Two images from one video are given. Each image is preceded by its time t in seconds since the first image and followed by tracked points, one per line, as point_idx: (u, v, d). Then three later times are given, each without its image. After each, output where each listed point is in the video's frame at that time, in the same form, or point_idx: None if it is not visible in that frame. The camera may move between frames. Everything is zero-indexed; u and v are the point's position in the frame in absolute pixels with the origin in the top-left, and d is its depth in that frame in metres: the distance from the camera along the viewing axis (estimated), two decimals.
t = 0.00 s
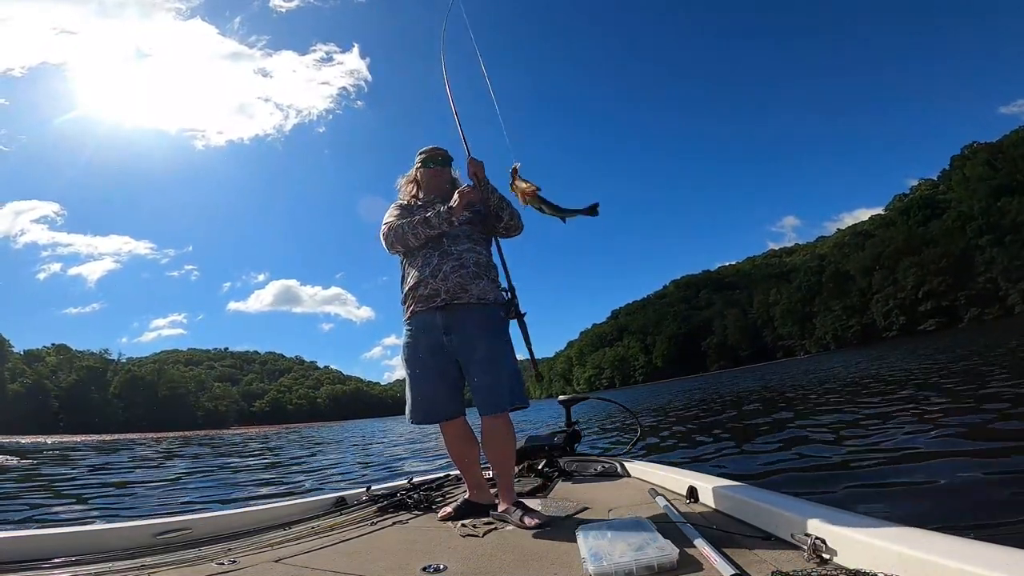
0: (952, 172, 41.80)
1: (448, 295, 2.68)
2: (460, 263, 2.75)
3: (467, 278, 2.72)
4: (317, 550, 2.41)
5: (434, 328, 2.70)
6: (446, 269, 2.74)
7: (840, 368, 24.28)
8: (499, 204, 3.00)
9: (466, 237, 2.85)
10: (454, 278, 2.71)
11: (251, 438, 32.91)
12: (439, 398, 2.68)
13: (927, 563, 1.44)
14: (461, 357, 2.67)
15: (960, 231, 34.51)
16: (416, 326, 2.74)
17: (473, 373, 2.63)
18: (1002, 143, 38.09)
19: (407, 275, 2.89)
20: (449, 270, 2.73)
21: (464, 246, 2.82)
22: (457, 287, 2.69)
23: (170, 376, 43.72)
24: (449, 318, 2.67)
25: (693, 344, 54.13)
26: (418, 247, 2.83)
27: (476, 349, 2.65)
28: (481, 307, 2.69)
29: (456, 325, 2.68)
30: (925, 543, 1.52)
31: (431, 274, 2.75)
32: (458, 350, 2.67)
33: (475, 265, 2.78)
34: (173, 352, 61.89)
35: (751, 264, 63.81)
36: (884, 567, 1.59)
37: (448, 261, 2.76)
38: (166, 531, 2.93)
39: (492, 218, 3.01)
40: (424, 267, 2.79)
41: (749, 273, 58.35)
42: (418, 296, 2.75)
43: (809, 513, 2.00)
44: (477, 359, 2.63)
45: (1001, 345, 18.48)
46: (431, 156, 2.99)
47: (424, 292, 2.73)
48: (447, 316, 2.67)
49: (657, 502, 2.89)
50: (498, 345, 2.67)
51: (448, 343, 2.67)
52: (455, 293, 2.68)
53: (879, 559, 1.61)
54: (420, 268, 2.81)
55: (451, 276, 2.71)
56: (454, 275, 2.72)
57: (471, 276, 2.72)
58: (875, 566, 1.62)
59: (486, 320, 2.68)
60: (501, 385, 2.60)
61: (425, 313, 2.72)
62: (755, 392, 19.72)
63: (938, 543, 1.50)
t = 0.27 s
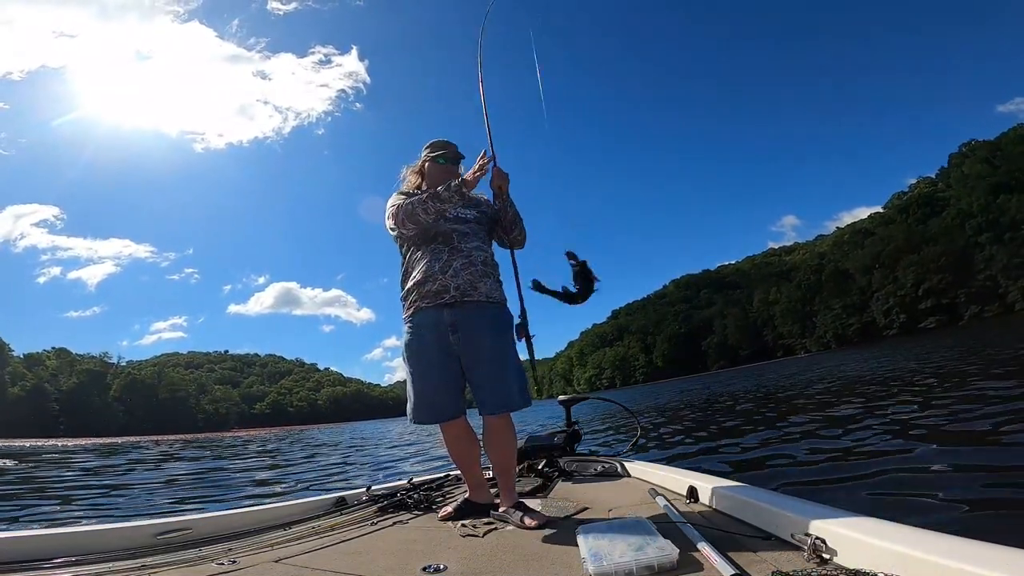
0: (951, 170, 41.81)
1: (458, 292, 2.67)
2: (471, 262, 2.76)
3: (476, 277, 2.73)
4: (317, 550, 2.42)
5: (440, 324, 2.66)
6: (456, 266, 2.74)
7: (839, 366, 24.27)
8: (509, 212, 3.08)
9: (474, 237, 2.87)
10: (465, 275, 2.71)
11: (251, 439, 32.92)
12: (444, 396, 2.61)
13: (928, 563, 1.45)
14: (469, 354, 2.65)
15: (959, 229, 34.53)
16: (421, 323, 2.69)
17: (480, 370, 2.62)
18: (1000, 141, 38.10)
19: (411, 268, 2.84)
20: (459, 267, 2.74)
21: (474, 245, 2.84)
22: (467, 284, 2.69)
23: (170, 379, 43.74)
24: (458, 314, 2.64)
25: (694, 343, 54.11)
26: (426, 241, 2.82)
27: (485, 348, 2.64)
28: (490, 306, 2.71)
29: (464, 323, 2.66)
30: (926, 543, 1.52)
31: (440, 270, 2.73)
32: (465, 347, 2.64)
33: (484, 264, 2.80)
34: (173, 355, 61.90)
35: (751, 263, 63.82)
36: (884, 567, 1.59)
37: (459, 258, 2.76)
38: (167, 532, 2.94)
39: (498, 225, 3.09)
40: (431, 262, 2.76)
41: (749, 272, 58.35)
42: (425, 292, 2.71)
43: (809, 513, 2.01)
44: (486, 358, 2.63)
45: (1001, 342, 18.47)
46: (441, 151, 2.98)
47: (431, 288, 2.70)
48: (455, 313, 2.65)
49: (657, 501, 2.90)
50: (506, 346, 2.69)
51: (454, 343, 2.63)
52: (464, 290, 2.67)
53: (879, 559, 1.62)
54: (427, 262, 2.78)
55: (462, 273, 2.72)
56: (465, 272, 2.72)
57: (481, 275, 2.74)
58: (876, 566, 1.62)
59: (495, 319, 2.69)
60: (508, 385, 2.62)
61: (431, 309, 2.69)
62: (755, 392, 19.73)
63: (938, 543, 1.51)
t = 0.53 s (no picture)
0: (948, 167, 41.88)
1: (463, 295, 2.67)
2: (475, 266, 2.77)
3: (479, 281, 2.74)
4: (317, 549, 2.42)
5: (443, 326, 2.64)
6: (460, 270, 2.73)
7: (839, 364, 24.30)
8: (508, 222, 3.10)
9: (476, 242, 2.88)
10: (469, 279, 2.71)
11: (251, 442, 32.91)
12: (443, 397, 2.60)
13: (928, 564, 1.45)
14: (470, 358, 2.66)
15: (956, 226, 34.61)
16: (423, 323, 2.65)
17: (481, 373, 2.64)
18: (996, 138, 38.21)
19: (414, 266, 2.78)
20: (464, 271, 2.73)
21: (477, 249, 2.85)
22: (471, 288, 2.70)
23: (170, 383, 43.75)
24: (461, 317, 2.65)
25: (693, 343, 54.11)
26: (431, 240, 2.77)
27: (487, 351, 2.67)
28: (491, 311, 2.74)
29: (466, 325, 2.67)
30: (925, 543, 1.53)
31: (444, 271, 2.71)
32: (467, 350, 2.65)
33: (486, 269, 2.82)
34: (172, 359, 61.84)
35: (750, 262, 63.88)
36: (884, 567, 1.60)
37: (464, 261, 2.75)
38: (166, 531, 2.94)
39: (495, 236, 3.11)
40: (435, 263, 2.73)
41: (748, 271, 58.43)
42: (427, 293, 2.68)
43: (809, 514, 2.02)
44: (487, 360, 2.65)
45: (1000, 339, 18.51)
46: (446, 150, 2.97)
47: (435, 290, 2.67)
48: (459, 317, 2.65)
49: (657, 501, 2.91)
50: (506, 350, 2.72)
51: (456, 346, 2.63)
52: (469, 294, 2.68)
53: (880, 559, 1.62)
54: (432, 262, 2.74)
55: (466, 277, 2.71)
56: (469, 276, 2.72)
57: (485, 280, 2.75)
58: (876, 566, 1.63)
59: (496, 324, 2.72)
60: (506, 389, 2.66)
61: (433, 310, 2.66)
62: (754, 391, 19.74)
63: (939, 543, 1.52)
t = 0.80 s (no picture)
0: (949, 166, 41.84)
1: (475, 291, 2.67)
2: (484, 264, 2.76)
3: (488, 279, 2.74)
4: (317, 550, 2.42)
5: (453, 321, 2.61)
6: (471, 266, 2.71)
7: (840, 364, 24.27)
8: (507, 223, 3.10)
9: (484, 239, 2.88)
10: (480, 277, 2.71)
11: (252, 442, 32.94)
12: (448, 394, 2.57)
13: (926, 563, 1.46)
14: (477, 354, 2.65)
15: (957, 226, 34.56)
16: (432, 318, 2.60)
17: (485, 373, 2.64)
18: (997, 138, 38.15)
19: (423, 258, 2.72)
20: (475, 267, 2.72)
21: (485, 247, 2.84)
22: (482, 284, 2.70)
23: (171, 383, 43.79)
24: (471, 314, 2.64)
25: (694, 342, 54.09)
26: (442, 234, 2.74)
27: (495, 349, 2.67)
28: (499, 309, 2.75)
29: (475, 321, 2.66)
30: (923, 543, 1.53)
31: (456, 266, 2.69)
32: (475, 347, 2.64)
33: (492, 268, 2.82)
34: (173, 359, 61.87)
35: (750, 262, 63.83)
36: (884, 567, 1.60)
37: (475, 256, 2.75)
38: (166, 532, 2.94)
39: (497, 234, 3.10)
40: (446, 256, 2.70)
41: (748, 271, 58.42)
42: (438, 287, 2.64)
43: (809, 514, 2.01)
44: (494, 359, 2.66)
45: (1001, 339, 18.48)
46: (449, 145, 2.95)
47: (447, 284, 2.64)
48: (468, 314, 2.63)
49: (657, 501, 2.90)
50: (512, 348, 2.72)
51: (465, 343, 2.61)
52: (480, 290, 2.69)
53: (879, 559, 1.62)
54: (443, 255, 2.70)
55: (476, 274, 2.70)
56: (479, 273, 2.72)
57: (494, 278, 2.76)
58: (874, 566, 1.63)
59: (504, 322, 2.73)
60: (510, 389, 2.67)
61: (441, 305, 2.63)
62: (755, 391, 19.73)
63: (934, 543, 1.53)
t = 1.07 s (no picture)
0: (950, 167, 41.91)
1: (489, 286, 2.67)
2: (497, 260, 2.77)
3: (501, 274, 2.75)
4: (317, 550, 2.42)
5: (467, 317, 2.60)
6: (486, 261, 2.72)
7: (841, 365, 24.29)
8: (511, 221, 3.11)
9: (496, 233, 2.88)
10: (494, 272, 2.71)
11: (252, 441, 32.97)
12: (456, 388, 2.54)
13: (927, 565, 1.45)
14: (488, 352, 2.64)
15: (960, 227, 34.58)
16: (447, 313, 2.57)
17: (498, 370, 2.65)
18: (998, 138, 38.14)
19: (435, 252, 2.68)
20: (490, 262, 2.73)
21: (496, 241, 2.85)
22: (497, 280, 2.70)
23: (171, 382, 43.85)
24: (483, 309, 2.63)
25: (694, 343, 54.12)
26: (454, 228, 2.72)
27: (510, 346, 2.68)
28: (510, 305, 2.76)
29: (487, 318, 2.65)
30: (923, 543, 1.53)
31: (471, 260, 2.67)
32: (488, 343, 2.64)
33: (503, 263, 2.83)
34: (173, 359, 61.90)
35: (751, 262, 63.89)
36: (883, 567, 1.60)
37: (489, 252, 2.75)
38: (167, 531, 2.95)
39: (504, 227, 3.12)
40: (461, 250, 2.68)
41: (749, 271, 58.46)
42: (453, 281, 2.61)
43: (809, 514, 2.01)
44: (508, 358, 2.66)
45: (1000, 340, 18.53)
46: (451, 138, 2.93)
47: (462, 278, 2.62)
48: (481, 310, 2.63)
49: (658, 502, 2.91)
50: (523, 345, 2.74)
51: (478, 338, 2.61)
52: (495, 285, 2.69)
53: (878, 559, 1.62)
54: (457, 249, 2.68)
55: (491, 269, 2.71)
56: (494, 269, 2.73)
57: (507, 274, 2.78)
58: (874, 566, 1.63)
59: (516, 318, 2.74)
60: (525, 386, 2.66)
61: (456, 299, 2.61)
62: (755, 391, 19.74)
63: (936, 544, 1.52)
